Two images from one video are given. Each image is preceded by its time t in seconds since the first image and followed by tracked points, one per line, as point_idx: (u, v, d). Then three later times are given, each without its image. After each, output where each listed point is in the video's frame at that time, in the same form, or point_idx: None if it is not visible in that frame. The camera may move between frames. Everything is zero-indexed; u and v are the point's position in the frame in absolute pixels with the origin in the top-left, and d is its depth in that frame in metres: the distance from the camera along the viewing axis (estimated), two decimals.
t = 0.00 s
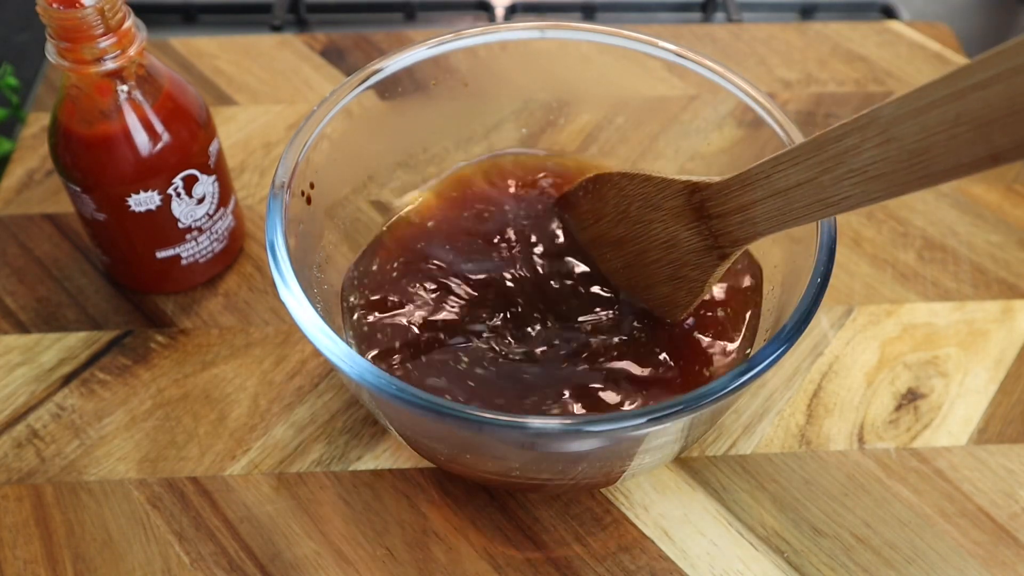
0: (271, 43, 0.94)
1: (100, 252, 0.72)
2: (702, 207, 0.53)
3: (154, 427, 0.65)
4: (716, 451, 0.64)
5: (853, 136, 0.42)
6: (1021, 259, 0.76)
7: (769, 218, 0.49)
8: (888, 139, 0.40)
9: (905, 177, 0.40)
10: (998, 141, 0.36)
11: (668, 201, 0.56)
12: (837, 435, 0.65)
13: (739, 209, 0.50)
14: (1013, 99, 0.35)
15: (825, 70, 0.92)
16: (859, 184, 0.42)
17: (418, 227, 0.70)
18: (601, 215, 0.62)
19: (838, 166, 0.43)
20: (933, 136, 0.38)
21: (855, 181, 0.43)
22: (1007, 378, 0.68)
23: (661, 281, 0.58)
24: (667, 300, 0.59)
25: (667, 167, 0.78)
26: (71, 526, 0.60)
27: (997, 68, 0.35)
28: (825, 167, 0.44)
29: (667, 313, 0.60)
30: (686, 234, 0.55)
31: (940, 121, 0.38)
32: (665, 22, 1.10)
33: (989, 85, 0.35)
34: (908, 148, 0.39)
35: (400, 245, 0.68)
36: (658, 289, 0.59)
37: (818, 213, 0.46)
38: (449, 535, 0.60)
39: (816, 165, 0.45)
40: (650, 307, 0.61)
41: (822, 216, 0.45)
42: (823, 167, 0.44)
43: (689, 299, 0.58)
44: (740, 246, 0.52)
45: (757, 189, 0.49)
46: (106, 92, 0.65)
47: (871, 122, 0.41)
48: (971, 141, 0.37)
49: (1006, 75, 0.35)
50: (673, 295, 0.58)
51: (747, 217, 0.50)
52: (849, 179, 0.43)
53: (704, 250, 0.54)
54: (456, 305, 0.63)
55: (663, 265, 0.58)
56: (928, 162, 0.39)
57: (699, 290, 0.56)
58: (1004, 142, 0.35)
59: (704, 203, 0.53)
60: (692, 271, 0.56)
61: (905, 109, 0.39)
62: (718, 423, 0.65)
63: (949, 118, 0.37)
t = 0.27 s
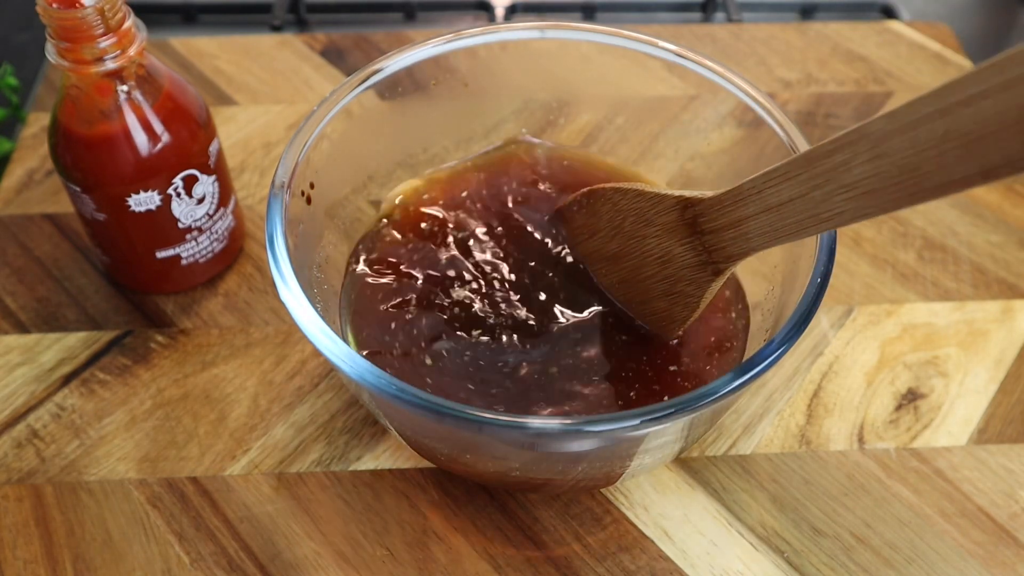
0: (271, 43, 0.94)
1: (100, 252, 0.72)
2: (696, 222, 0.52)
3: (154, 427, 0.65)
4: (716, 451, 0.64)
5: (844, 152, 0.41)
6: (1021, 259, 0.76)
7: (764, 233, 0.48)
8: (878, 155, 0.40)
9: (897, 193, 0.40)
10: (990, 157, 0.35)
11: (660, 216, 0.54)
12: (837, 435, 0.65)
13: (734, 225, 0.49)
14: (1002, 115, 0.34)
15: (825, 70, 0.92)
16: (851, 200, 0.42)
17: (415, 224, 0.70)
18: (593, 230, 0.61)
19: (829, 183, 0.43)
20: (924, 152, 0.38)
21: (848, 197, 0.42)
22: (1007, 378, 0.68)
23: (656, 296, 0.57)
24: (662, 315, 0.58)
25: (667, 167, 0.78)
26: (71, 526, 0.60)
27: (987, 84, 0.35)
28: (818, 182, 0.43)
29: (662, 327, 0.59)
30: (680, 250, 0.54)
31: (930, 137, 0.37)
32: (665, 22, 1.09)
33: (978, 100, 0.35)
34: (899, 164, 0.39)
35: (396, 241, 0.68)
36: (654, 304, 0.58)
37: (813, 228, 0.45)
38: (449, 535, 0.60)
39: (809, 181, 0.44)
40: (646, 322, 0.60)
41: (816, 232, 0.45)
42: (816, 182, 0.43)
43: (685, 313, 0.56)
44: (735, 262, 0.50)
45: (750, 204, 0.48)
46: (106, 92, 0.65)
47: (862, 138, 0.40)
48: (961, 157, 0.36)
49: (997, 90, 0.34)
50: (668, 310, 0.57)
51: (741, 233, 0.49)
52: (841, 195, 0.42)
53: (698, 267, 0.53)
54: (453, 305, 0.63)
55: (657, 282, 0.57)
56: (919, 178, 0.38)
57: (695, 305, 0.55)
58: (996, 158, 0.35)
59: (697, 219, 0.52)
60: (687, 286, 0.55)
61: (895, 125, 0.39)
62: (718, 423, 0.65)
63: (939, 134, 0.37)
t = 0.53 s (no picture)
0: (271, 44, 0.94)
1: (100, 252, 0.72)
2: (690, 227, 0.52)
3: (154, 427, 0.65)
4: (716, 451, 0.64)
5: (832, 158, 0.41)
6: (1021, 259, 0.76)
7: (757, 238, 0.48)
8: (866, 161, 0.40)
9: (883, 200, 0.39)
10: (975, 163, 0.35)
11: (655, 221, 0.55)
12: (837, 435, 0.65)
13: (727, 230, 0.49)
14: (987, 120, 0.34)
15: (825, 70, 0.92)
16: (840, 206, 0.42)
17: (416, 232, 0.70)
18: (591, 234, 0.61)
19: (819, 188, 0.43)
20: (910, 159, 0.38)
21: (836, 203, 0.42)
22: (1007, 378, 0.68)
23: (653, 300, 0.57)
24: (660, 320, 0.58)
25: (667, 167, 0.78)
26: (71, 526, 0.60)
27: (973, 88, 0.34)
28: (808, 188, 0.43)
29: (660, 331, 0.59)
30: (675, 254, 0.54)
31: (916, 143, 0.37)
32: (665, 22, 1.10)
33: (964, 106, 0.35)
34: (886, 170, 0.39)
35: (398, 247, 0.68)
36: (650, 308, 0.58)
37: (804, 233, 0.45)
38: (450, 535, 0.60)
39: (799, 187, 0.44)
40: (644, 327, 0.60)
41: (807, 237, 0.45)
42: (805, 188, 0.44)
43: (682, 318, 0.56)
44: (729, 266, 0.51)
45: (742, 210, 0.48)
46: (106, 92, 0.65)
47: (849, 143, 0.40)
48: (947, 164, 0.36)
49: (982, 95, 0.34)
50: (665, 315, 0.57)
51: (734, 238, 0.49)
52: (830, 201, 0.42)
53: (693, 271, 0.53)
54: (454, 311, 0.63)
55: (653, 287, 0.57)
56: (906, 185, 0.38)
57: (691, 309, 0.55)
58: (981, 164, 0.35)
59: (691, 224, 0.52)
60: (682, 291, 0.55)
61: (882, 130, 0.38)
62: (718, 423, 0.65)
63: (925, 140, 0.37)
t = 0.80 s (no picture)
0: (271, 43, 0.94)
1: (100, 252, 0.72)
2: (685, 229, 0.52)
3: (154, 427, 0.65)
4: (716, 451, 0.64)
5: (825, 161, 0.41)
6: (1021, 259, 0.76)
7: (750, 241, 0.48)
8: (858, 164, 0.40)
9: (874, 204, 0.39)
10: (967, 168, 0.35)
11: (649, 223, 0.55)
12: (837, 435, 0.65)
13: (721, 232, 0.49)
14: (978, 124, 0.34)
15: (825, 70, 0.92)
16: (833, 210, 0.42)
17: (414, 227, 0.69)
18: (585, 236, 0.61)
19: (812, 191, 0.43)
20: (902, 163, 0.38)
21: (829, 206, 0.42)
22: (1007, 378, 0.68)
23: (646, 303, 0.57)
24: (653, 322, 0.58)
25: (667, 167, 0.78)
26: (71, 526, 0.60)
27: (964, 92, 0.34)
28: (801, 191, 0.43)
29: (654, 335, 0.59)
30: (669, 257, 0.54)
31: (907, 147, 0.37)
32: (665, 22, 1.10)
33: (956, 109, 0.35)
34: (878, 174, 0.39)
35: (394, 244, 0.68)
36: (644, 311, 0.58)
37: (797, 236, 0.45)
38: (450, 535, 0.60)
39: (791, 189, 0.44)
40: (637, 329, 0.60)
41: (799, 241, 0.45)
42: (799, 191, 0.43)
43: (675, 321, 0.56)
44: (723, 269, 0.51)
45: (736, 212, 0.48)
46: (106, 92, 0.65)
47: (842, 146, 0.40)
48: (938, 168, 0.36)
49: (973, 98, 0.34)
50: (659, 317, 0.57)
51: (728, 241, 0.49)
52: (822, 204, 0.42)
53: (687, 274, 0.53)
54: (450, 308, 0.62)
55: (648, 289, 0.57)
56: (897, 189, 0.38)
57: (684, 312, 0.55)
58: (973, 168, 0.35)
59: (685, 227, 0.52)
60: (677, 293, 0.55)
61: (873, 134, 0.38)
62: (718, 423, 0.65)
63: (916, 143, 0.37)
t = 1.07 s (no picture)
0: (271, 43, 0.94)
1: (100, 252, 0.72)
2: (685, 231, 0.52)
3: (154, 426, 0.65)
4: (716, 451, 0.64)
5: (826, 164, 0.41)
6: (1021, 259, 0.76)
7: (751, 244, 0.48)
8: (860, 167, 0.40)
9: (878, 207, 0.39)
10: (970, 171, 0.35)
11: (651, 225, 0.55)
12: (837, 435, 0.65)
13: (721, 234, 0.49)
14: (981, 128, 0.34)
15: (825, 70, 0.92)
16: (835, 212, 0.42)
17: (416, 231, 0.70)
18: (587, 237, 0.61)
19: (814, 194, 0.43)
20: (906, 166, 0.38)
21: (831, 209, 0.42)
22: (1007, 378, 0.68)
23: (648, 304, 0.57)
24: (655, 324, 0.58)
25: (667, 167, 0.78)
26: (71, 526, 0.60)
27: (966, 96, 0.34)
28: (802, 194, 0.43)
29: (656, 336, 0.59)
30: (671, 258, 0.54)
31: (910, 150, 0.37)
32: (665, 22, 1.10)
33: (959, 113, 0.35)
34: (881, 176, 0.39)
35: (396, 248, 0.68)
36: (646, 313, 0.58)
37: (798, 239, 0.45)
38: (450, 535, 0.60)
39: (793, 192, 0.44)
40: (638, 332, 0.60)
41: (801, 243, 0.45)
42: (800, 194, 0.44)
43: (677, 323, 0.56)
44: (724, 271, 0.51)
45: (737, 214, 0.48)
46: (106, 92, 0.65)
47: (843, 150, 0.40)
48: (941, 171, 0.36)
49: (976, 102, 0.34)
50: (660, 319, 0.57)
51: (729, 243, 0.49)
52: (825, 207, 0.42)
53: (688, 275, 0.53)
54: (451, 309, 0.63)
55: (649, 291, 0.57)
56: (900, 192, 0.38)
57: (686, 313, 0.55)
58: (977, 172, 0.35)
59: (686, 229, 0.52)
60: (678, 295, 0.55)
61: (876, 136, 0.38)
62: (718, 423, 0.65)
63: (919, 146, 0.37)
